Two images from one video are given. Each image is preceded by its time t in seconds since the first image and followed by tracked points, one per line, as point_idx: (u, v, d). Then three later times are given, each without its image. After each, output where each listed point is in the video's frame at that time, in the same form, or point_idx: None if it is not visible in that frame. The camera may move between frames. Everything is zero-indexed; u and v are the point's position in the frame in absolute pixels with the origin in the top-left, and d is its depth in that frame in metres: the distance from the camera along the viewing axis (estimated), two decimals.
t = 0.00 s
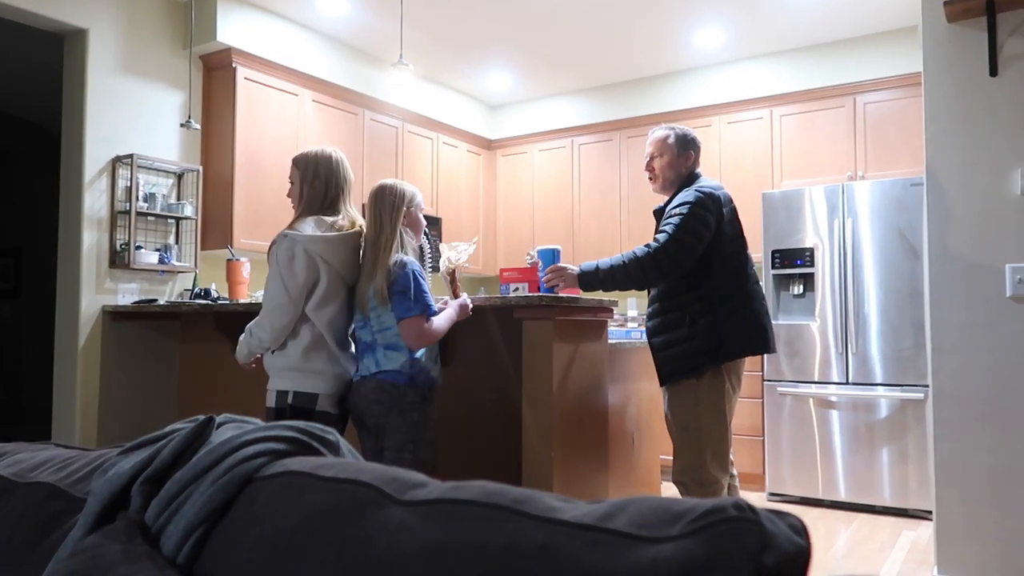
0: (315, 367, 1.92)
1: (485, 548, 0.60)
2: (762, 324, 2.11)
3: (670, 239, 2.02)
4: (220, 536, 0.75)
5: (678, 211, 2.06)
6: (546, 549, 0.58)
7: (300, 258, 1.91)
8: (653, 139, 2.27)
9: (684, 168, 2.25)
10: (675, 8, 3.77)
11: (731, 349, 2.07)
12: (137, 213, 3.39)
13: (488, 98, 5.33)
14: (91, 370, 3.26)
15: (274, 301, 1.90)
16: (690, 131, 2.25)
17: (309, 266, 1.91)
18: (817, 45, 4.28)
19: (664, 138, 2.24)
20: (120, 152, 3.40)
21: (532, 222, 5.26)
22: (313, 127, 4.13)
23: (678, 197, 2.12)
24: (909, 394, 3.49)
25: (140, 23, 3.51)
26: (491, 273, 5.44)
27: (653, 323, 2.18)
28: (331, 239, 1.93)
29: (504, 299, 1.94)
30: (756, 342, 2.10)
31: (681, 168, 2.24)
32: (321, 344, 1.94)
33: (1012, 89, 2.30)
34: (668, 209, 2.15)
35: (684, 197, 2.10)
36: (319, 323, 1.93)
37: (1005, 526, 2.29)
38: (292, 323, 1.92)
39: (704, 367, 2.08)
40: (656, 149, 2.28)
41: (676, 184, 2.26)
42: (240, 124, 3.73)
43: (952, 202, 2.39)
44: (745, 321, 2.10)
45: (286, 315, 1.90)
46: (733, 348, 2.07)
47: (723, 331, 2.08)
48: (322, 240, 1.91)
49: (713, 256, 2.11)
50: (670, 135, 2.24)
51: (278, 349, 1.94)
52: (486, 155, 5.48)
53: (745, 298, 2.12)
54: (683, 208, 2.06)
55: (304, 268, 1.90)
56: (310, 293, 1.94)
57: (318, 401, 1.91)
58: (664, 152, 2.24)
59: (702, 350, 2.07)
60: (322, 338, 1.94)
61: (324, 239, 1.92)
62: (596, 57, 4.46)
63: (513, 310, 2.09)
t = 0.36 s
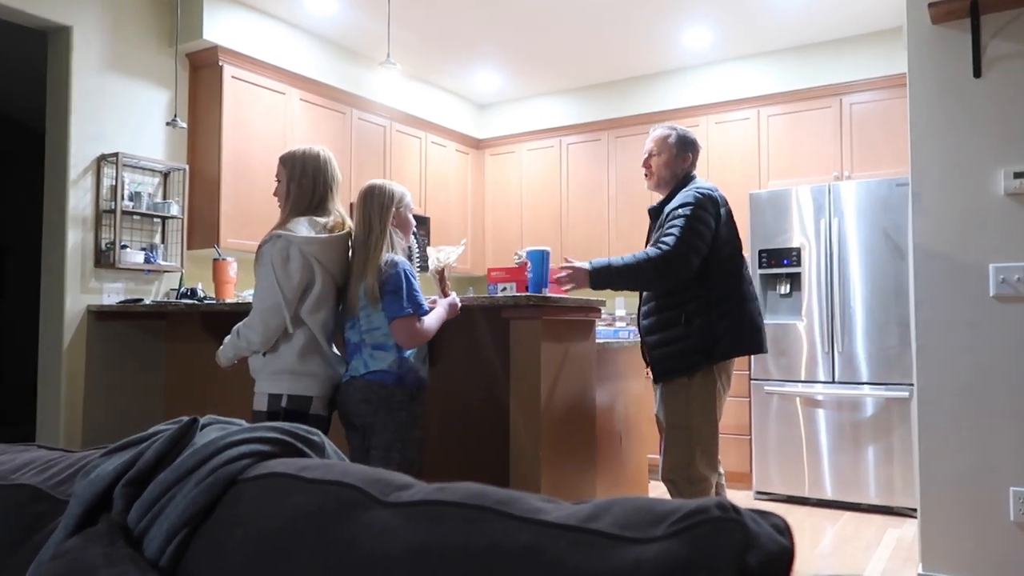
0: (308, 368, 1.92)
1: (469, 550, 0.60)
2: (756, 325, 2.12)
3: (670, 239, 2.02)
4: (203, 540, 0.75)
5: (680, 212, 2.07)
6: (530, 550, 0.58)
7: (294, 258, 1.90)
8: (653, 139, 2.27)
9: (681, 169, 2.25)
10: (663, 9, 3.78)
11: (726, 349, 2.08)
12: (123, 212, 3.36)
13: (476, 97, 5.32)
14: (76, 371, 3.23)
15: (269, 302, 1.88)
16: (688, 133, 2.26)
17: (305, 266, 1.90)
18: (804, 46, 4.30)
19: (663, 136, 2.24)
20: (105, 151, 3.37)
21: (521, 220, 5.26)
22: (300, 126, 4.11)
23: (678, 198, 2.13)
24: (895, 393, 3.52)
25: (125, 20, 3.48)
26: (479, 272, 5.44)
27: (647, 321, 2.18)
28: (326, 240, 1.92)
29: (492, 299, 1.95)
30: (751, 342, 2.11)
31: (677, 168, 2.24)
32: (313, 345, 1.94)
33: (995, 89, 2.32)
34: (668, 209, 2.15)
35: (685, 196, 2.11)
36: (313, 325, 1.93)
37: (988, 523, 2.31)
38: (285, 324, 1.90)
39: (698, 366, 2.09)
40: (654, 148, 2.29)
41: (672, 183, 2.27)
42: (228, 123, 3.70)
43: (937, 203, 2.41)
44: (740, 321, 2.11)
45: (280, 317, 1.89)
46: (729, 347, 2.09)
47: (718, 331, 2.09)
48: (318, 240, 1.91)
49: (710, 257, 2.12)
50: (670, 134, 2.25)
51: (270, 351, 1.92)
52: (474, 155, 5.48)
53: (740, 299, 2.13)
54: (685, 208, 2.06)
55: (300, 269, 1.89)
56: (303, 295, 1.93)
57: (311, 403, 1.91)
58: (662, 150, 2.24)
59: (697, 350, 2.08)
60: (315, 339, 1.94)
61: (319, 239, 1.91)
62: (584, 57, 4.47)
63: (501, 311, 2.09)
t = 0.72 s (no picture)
0: (297, 369, 1.91)
1: (465, 549, 0.60)
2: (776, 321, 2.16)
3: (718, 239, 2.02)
4: (198, 540, 0.74)
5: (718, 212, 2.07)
6: (526, 550, 0.58)
7: (281, 258, 1.89)
8: (651, 141, 2.28)
9: (679, 171, 2.26)
10: (656, 12, 3.79)
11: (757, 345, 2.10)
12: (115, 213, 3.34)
13: (470, 98, 5.32)
14: (67, 372, 3.21)
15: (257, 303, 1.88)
16: (686, 137, 2.28)
17: (293, 265, 1.90)
18: (796, 49, 4.32)
19: (662, 139, 2.25)
20: (97, 151, 3.36)
21: (515, 222, 5.26)
22: (294, 126, 4.10)
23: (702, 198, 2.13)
24: (887, 394, 3.53)
25: (118, 20, 3.47)
26: (472, 273, 5.43)
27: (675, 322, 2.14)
28: (312, 239, 1.92)
29: (486, 300, 1.95)
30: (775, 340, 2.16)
31: (676, 170, 2.24)
32: (302, 345, 1.93)
33: (985, 93, 2.34)
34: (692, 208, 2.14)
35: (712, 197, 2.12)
36: (302, 325, 1.93)
37: (979, 525, 2.32)
38: (273, 324, 1.90)
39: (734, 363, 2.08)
40: (652, 150, 2.29)
41: (671, 185, 2.26)
42: (220, 123, 3.69)
43: (928, 205, 2.43)
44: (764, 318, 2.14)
45: (268, 317, 1.89)
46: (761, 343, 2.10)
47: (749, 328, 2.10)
48: (305, 238, 1.91)
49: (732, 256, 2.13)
50: (670, 137, 2.26)
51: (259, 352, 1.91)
52: (468, 156, 5.48)
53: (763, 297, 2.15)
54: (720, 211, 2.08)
55: (287, 268, 1.89)
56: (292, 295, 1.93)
57: (300, 403, 1.90)
58: (662, 152, 2.25)
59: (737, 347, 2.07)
60: (304, 339, 1.94)
61: (306, 238, 1.91)
62: (578, 59, 4.48)
63: (495, 312, 2.09)
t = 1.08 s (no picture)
0: (273, 367, 1.91)
1: (469, 550, 0.60)
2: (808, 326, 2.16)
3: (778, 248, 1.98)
4: (201, 540, 0.75)
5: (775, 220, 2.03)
6: (529, 551, 0.58)
7: (244, 259, 1.94)
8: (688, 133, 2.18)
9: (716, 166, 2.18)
10: (658, 12, 3.79)
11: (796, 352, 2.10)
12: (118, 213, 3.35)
13: (473, 99, 5.32)
14: (71, 372, 3.22)
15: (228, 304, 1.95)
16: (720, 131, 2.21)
17: (258, 265, 1.94)
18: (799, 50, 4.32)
19: (702, 130, 2.16)
20: (100, 151, 3.37)
21: (517, 222, 5.26)
22: (297, 127, 4.11)
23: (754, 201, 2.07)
24: (890, 395, 3.53)
25: (121, 21, 3.48)
26: (475, 274, 5.44)
27: (719, 325, 2.06)
28: (271, 235, 1.91)
29: (488, 300, 1.95)
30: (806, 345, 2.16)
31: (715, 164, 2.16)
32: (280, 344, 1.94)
33: (989, 93, 2.34)
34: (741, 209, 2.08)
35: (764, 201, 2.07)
36: (276, 323, 1.93)
37: (982, 526, 2.32)
38: (246, 324, 1.95)
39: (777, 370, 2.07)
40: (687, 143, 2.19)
41: (709, 180, 2.17)
42: (223, 124, 3.70)
43: (932, 206, 2.42)
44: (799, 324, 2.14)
45: (241, 317, 1.94)
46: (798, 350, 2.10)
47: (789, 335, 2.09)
48: (264, 237, 1.92)
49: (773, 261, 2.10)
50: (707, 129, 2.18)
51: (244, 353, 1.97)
52: (471, 157, 5.48)
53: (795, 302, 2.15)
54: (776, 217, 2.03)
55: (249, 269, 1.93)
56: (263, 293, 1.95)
57: (280, 402, 1.90)
58: (702, 144, 2.15)
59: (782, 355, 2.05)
60: (280, 338, 1.93)
61: (265, 236, 1.92)
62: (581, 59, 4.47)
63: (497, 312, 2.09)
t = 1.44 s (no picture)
0: (252, 369, 1.96)
1: (474, 547, 0.60)
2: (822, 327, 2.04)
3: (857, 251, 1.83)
4: (204, 537, 0.75)
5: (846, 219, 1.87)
6: (536, 548, 0.58)
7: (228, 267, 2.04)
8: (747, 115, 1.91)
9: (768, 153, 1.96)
10: (661, 12, 3.79)
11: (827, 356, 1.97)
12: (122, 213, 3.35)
13: (475, 99, 5.33)
14: (74, 371, 3.22)
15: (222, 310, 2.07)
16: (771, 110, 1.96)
17: (236, 272, 2.01)
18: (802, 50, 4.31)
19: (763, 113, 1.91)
20: (104, 151, 3.37)
21: (519, 222, 5.27)
22: (300, 127, 4.12)
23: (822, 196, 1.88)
24: (894, 395, 3.53)
25: (124, 21, 3.48)
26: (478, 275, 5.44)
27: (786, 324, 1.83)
28: (245, 243, 1.98)
29: (489, 301, 1.96)
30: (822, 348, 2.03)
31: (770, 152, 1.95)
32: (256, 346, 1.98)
33: (993, 93, 2.34)
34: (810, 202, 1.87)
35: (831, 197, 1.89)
36: (253, 327, 1.99)
37: (985, 526, 2.32)
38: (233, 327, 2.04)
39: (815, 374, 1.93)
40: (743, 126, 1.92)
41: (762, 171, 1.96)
42: (227, 124, 3.71)
43: (936, 206, 2.42)
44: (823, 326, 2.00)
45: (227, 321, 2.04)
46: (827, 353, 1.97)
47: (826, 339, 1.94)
48: (240, 245, 1.98)
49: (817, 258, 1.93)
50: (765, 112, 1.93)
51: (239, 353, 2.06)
52: (473, 157, 5.48)
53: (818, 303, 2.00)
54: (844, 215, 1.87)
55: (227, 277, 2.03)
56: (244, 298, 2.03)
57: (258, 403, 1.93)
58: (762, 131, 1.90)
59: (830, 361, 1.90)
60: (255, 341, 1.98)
61: (240, 244, 1.99)
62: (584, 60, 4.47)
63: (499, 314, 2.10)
